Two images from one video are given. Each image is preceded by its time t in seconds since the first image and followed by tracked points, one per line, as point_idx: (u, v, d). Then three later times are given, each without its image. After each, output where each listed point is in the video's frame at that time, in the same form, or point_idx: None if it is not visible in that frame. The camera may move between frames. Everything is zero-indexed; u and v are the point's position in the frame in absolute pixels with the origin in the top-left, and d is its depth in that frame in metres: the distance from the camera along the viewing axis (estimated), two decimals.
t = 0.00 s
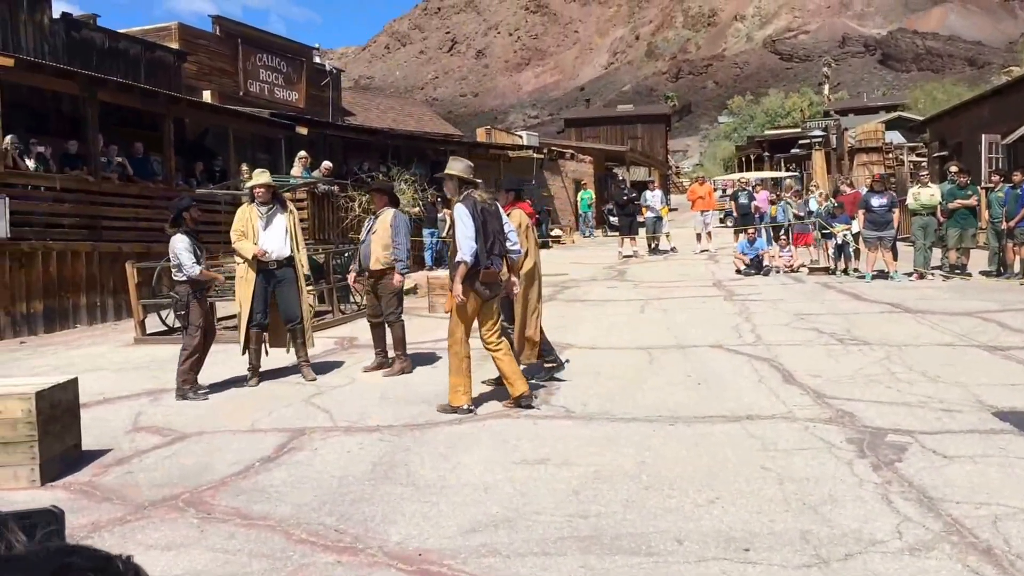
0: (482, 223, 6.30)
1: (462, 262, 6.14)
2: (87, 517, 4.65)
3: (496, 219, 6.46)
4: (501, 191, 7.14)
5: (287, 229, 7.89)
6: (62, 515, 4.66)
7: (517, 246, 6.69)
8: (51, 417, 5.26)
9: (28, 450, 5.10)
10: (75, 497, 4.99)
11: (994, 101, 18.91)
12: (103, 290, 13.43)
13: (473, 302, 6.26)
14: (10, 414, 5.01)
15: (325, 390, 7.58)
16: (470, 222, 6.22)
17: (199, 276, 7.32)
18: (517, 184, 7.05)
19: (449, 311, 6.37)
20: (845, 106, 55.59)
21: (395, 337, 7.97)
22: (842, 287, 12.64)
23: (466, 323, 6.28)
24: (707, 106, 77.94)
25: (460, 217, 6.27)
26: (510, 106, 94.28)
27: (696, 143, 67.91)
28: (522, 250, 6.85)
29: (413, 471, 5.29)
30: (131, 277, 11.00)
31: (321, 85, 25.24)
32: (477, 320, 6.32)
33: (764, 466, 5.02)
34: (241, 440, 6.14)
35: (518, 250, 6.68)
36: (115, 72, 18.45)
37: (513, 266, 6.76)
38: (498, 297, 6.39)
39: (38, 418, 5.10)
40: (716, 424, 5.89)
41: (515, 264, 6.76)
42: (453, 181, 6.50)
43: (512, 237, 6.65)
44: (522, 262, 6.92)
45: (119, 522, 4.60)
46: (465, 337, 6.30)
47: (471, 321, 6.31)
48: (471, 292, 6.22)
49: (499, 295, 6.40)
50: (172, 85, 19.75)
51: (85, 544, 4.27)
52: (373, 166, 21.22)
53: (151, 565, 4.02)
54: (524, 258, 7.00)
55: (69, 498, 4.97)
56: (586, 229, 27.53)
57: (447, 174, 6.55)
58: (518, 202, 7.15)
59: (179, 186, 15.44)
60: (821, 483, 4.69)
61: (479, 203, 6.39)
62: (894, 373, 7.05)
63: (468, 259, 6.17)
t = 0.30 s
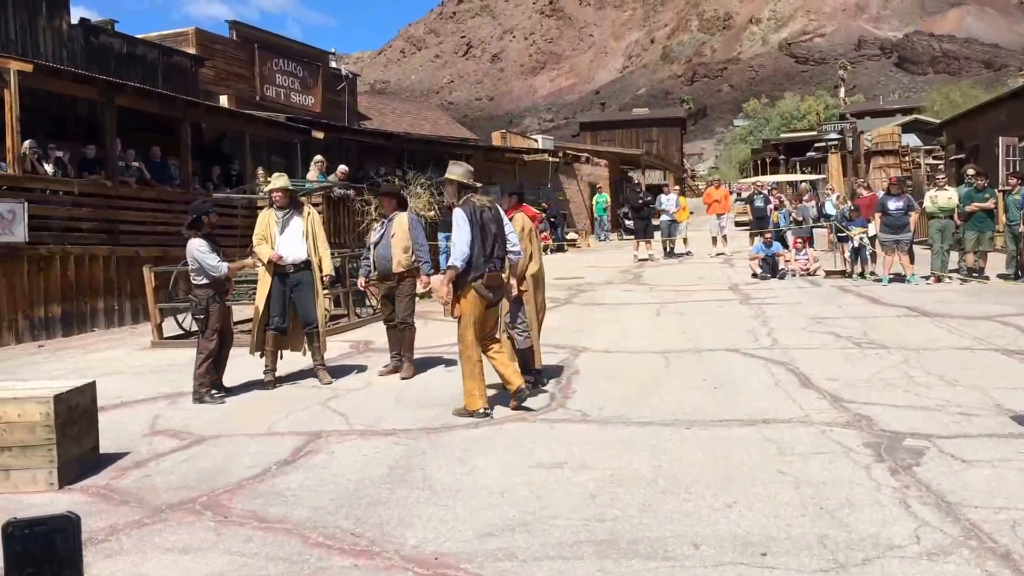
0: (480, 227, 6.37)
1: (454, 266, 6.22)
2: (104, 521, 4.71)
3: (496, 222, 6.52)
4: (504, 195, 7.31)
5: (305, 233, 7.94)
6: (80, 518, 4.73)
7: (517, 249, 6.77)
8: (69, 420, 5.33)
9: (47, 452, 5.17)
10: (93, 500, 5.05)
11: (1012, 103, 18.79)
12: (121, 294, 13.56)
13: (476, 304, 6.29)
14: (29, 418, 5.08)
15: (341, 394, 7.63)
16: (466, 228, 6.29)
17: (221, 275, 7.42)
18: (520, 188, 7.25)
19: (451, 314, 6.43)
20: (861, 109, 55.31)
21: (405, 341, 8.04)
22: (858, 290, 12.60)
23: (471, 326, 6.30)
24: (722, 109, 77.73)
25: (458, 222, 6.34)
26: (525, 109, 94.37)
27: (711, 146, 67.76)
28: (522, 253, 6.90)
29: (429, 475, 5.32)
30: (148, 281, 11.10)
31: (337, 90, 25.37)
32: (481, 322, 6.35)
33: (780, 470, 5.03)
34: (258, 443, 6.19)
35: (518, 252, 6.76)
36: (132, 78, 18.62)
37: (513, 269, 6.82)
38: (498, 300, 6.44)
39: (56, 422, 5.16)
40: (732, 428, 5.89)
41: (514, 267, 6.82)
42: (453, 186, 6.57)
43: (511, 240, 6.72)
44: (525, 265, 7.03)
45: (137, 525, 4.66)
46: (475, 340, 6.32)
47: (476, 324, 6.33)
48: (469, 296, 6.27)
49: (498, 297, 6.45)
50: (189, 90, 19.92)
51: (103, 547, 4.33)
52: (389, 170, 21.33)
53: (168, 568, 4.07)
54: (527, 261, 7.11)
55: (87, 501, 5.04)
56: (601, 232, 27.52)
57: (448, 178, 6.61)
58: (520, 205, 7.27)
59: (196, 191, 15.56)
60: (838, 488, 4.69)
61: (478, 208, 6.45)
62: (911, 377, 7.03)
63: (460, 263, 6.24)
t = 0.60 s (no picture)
0: (489, 230, 6.40)
1: (466, 270, 6.26)
2: (119, 523, 4.76)
3: (505, 226, 6.55)
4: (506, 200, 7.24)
5: (317, 237, 7.98)
6: (94, 521, 4.77)
7: (524, 251, 6.80)
8: (84, 423, 5.38)
9: (61, 455, 5.23)
10: (107, 503, 5.10)
11: None
12: (135, 297, 13.67)
13: (487, 307, 6.35)
14: (43, 420, 5.13)
15: (353, 397, 7.66)
16: (477, 231, 6.32)
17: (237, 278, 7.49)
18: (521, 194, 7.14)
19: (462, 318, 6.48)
20: (874, 112, 55.12)
21: (416, 344, 8.08)
22: (872, 293, 12.55)
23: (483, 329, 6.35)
24: (735, 112, 77.51)
25: (468, 226, 6.36)
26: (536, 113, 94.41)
27: (724, 149, 67.60)
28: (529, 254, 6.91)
29: (441, 478, 5.35)
30: (162, 284, 11.18)
31: (350, 93, 25.48)
32: (493, 324, 6.41)
33: (793, 473, 5.03)
34: (271, 446, 6.24)
35: (526, 255, 6.79)
36: (147, 82, 18.77)
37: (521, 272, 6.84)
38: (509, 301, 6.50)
39: (70, 424, 5.22)
40: (745, 431, 5.90)
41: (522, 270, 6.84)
42: (461, 191, 6.60)
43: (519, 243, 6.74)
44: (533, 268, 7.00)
45: (150, 527, 4.70)
46: (488, 342, 6.36)
47: (488, 326, 6.38)
48: (482, 298, 6.33)
49: (509, 299, 6.52)
50: (202, 94, 20.06)
51: (117, 550, 4.37)
52: (401, 174, 21.41)
53: (182, 569, 4.12)
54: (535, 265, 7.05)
55: (102, 504, 5.08)
56: (613, 235, 27.50)
57: (457, 182, 6.64)
58: (524, 210, 7.20)
59: (209, 194, 15.66)
60: (852, 492, 4.68)
61: (487, 212, 6.47)
62: (925, 380, 7.00)
63: (472, 266, 6.28)
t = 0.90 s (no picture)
0: (503, 232, 6.43)
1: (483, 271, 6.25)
2: (129, 525, 4.78)
3: (515, 228, 6.58)
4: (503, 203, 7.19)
5: (325, 240, 8.00)
6: (105, 522, 4.80)
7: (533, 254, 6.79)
8: (94, 425, 5.41)
9: (72, 457, 5.26)
10: (117, 505, 5.12)
11: None
12: (145, 299, 13.73)
13: (499, 309, 6.36)
14: (55, 422, 5.17)
15: (363, 399, 7.68)
16: (492, 232, 6.34)
17: (242, 282, 7.43)
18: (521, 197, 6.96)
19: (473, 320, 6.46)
20: (884, 114, 54.94)
21: (425, 348, 8.11)
22: (882, 296, 12.50)
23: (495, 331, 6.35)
24: (744, 115, 77.35)
25: (482, 227, 6.36)
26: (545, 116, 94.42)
27: (732, 152, 67.47)
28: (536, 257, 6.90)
29: (450, 481, 5.35)
30: (173, 286, 11.22)
31: (360, 96, 25.55)
32: (504, 327, 6.42)
33: (803, 477, 5.01)
34: (280, 448, 6.27)
35: (534, 259, 6.80)
36: (158, 86, 18.87)
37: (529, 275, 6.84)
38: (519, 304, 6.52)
39: (81, 426, 5.25)
40: (755, 434, 5.89)
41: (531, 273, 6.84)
42: (472, 193, 6.60)
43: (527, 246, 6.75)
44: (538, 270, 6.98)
45: (161, 529, 4.72)
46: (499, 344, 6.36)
47: (499, 328, 6.39)
48: (495, 300, 6.34)
49: (519, 301, 6.55)
50: (212, 97, 20.16)
51: (127, 551, 4.39)
52: (410, 176, 21.45)
53: (191, 571, 4.13)
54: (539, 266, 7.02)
55: (112, 506, 5.11)
56: (622, 238, 27.47)
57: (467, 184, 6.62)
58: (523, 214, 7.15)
59: (219, 197, 15.72)
60: (863, 495, 4.67)
61: (500, 214, 6.49)
62: (935, 383, 6.97)
63: (489, 267, 6.28)
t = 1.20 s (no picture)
0: (508, 233, 6.43)
1: (489, 273, 6.25)
2: (136, 526, 4.80)
3: (520, 230, 6.59)
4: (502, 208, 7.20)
5: (330, 242, 8.02)
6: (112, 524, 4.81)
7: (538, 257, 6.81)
8: (102, 427, 5.43)
9: (79, 458, 5.27)
10: (124, 506, 5.14)
11: None
12: (152, 301, 13.76)
13: (504, 310, 6.35)
14: (62, 424, 5.19)
15: (369, 401, 7.67)
16: (498, 234, 6.33)
17: (249, 285, 7.47)
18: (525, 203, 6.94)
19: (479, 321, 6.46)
20: (890, 116, 54.77)
21: (428, 349, 8.15)
22: (889, 298, 12.46)
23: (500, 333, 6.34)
24: (750, 117, 77.24)
25: (488, 228, 6.36)
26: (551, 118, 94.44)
27: (738, 154, 67.38)
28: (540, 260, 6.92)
29: (456, 483, 5.35)
30: (180, 288, 11.24)
31: (366, 99, 25.60)
32: (509, 327, 6.41)
33: (810, 480, 5.00)
34: (287, 450, 6.27)
35: (538, 261, 6.82)
36: (166, 88, 18.94)
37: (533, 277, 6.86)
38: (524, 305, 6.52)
39: (89, 427, 5.27)
40: (761, 437, 5.87)
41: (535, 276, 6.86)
42: (478, 195, 6.60)
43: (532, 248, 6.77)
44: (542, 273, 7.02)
45: (167, 531, 4.73)
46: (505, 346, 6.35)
47: (505, 330, 6.38)
48: (500, 301, 6.34)
49: (525, 303, 6.54)
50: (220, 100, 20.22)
51: (134, 553, 4.41)
52: (415, 179, 21.48)
53: (197, 572, 4.14)
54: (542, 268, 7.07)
55: (119, 507, 5.12)
56: (628, 240, 27.44)
57: (473, 187, 6.62)
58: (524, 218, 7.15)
59: (226, 199, 15.77)
60: (870, 498, 4.65)
61: (505, 216, 6.49)
62: (943, 386, 6.95)
63: (495, 269, 6.28)
